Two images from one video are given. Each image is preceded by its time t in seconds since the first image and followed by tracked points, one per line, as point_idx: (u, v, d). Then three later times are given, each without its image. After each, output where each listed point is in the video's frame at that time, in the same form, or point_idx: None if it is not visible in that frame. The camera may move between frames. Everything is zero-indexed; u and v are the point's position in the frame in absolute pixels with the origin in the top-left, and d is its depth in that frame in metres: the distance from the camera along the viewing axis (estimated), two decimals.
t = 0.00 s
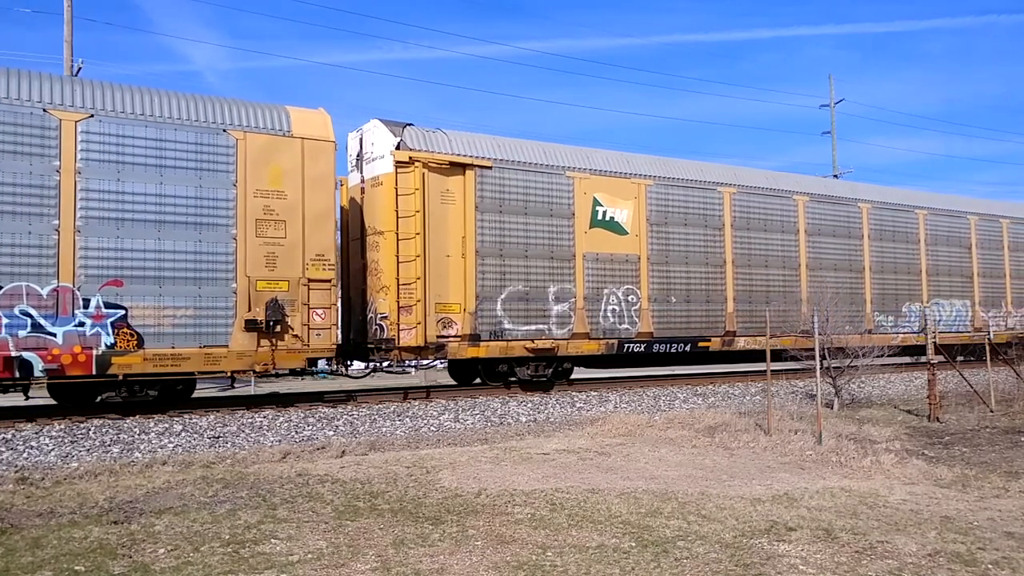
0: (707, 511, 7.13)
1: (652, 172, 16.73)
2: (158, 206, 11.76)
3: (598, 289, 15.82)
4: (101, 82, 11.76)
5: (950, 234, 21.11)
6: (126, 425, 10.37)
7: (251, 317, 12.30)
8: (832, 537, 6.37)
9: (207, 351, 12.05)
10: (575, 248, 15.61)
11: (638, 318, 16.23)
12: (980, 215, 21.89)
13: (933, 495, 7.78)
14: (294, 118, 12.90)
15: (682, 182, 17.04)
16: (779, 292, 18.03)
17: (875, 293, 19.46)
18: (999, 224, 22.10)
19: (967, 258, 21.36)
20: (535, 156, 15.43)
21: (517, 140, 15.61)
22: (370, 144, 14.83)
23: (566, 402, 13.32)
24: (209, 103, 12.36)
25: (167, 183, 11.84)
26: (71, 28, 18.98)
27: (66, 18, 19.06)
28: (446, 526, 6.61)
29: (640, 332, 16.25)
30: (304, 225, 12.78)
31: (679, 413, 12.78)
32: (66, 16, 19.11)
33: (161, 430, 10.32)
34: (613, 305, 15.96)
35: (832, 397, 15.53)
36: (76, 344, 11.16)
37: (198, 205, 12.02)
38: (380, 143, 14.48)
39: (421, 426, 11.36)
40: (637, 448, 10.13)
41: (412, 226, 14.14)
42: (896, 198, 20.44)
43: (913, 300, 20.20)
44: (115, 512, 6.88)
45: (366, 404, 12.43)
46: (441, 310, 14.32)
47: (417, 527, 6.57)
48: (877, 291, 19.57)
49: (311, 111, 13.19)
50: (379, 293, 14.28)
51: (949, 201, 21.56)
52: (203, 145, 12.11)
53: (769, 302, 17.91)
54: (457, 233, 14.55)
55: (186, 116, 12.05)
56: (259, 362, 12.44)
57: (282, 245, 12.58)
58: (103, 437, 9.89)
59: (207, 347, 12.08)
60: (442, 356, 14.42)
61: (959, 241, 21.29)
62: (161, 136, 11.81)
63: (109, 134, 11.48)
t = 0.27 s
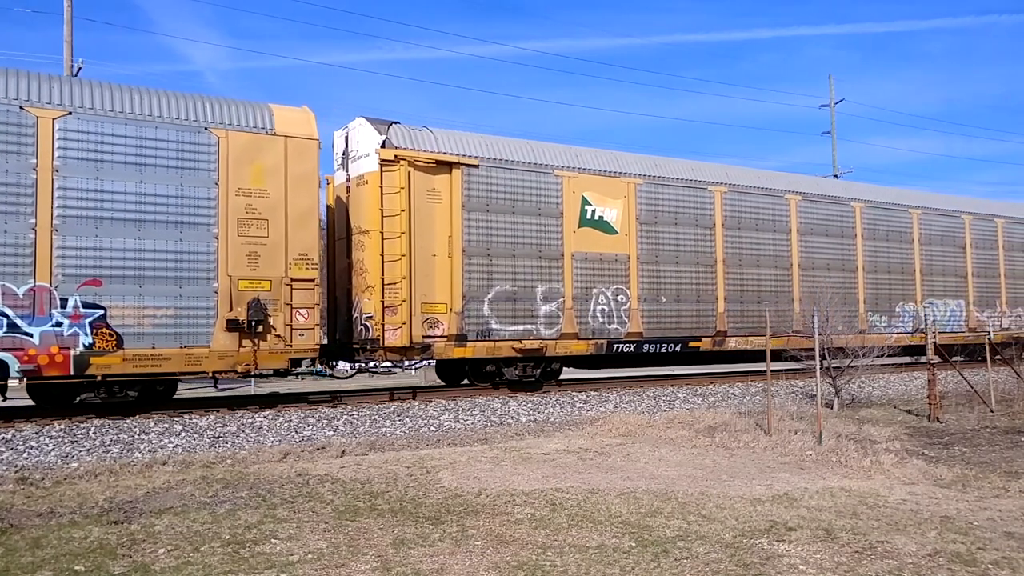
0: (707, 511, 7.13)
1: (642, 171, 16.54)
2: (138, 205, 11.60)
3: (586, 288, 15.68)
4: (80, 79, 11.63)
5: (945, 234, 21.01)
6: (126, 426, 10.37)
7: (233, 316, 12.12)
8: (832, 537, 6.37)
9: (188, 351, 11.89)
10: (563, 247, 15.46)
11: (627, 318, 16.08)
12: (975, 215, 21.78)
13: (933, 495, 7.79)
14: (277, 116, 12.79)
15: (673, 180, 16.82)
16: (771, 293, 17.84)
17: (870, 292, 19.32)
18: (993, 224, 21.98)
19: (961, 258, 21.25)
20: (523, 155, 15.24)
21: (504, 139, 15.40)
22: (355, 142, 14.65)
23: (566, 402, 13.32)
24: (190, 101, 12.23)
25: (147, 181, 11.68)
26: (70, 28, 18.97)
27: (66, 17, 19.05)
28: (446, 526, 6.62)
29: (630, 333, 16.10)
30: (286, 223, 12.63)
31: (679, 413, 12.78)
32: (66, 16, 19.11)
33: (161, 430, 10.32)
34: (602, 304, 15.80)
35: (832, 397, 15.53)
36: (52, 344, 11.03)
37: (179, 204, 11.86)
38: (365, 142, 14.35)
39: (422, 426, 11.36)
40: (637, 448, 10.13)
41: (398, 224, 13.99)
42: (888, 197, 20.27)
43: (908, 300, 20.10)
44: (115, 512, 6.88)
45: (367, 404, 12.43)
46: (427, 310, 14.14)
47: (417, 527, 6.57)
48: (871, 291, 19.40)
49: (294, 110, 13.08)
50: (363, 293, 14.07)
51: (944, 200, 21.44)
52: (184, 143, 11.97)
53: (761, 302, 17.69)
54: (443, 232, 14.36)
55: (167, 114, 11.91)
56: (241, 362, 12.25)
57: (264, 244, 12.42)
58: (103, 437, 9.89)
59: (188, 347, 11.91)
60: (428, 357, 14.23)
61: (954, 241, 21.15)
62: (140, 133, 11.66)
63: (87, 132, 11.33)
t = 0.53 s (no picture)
0: (707, 511, 7.13)
1: (631, 170, 16.43)
2: (118, 203, 11.35)
3: (575, 288, 15.55)
4: (58, 75, 11.33)
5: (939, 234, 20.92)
6: (126, 425, 10.37)
7: (215, 316, 11.85)
8: (832, 537, 6.37)
9: (169, 351, 11.64)
10: (552, 246, 15.35)
11: (617, 318, 15.96)
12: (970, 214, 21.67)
13: (933, 495, 7.79)
14: (261, 114, 12.51)
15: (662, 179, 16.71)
16: (762, 293, 17.74)
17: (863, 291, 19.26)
18: (987, 223, 21.88)
19: (956, 257, 21.13)
20: (511, 153, 15.14)
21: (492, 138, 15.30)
22: (342, 140, 14.55)
23: (566, 402, 13.32)
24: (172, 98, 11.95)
25: (128, 179, 11.43)
26: (70, 27, 18.97)
27: (66, 18, 19.05)
28: (446, 526, 6.62)
29: (620, 332, 15.99)
30: (270, 222, 12.35)
31: (679, 413, 12.78)
32: (66, 16, 19.09)
33: (161, 430, 10.32)
34: (591, 304, 15.68)
35: (832, 397, 15.53)
36: (30, 345, 10.76)
37: (160, 202, 11.61)
38: (351, 140, 14.22)
39: (421, 426, 11.36)
40: (637, 448, 10.13)
41: (383, 223, 13.86)
42: (880, 196, 20.20)
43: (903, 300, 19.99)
44: (115, 512, 6.88)
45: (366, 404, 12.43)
46: (413, 310, 14.01)
47: (417, 527, 6.57)
48: (864, 291, 19.32)
49: (280, 107, 12.80)
50: (348, 293, 13.86)
51: (938, 200, 21.35)
52: (166, 140, 11.71)
53: (752, 302, 17.56)
54: (430, 231, 14.26)
55: (148, 111, 11.64)
56: (224, 363, 11.99)
57: (247, 243, 12.15)
58: (103, 437, 9.89)
59: (170, 347, 11.66)
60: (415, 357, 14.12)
61: (948, 241, 21.04)
62: (120, 131, 11.39)
63: (66, 129, 11.06)
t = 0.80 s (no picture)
0: (708, 511, 7.13)
1: (623, 169, 16.13)
2: (98, 202, 11.14)
3: (564, 288, 15.22)
4: (37, 73, 11.14)
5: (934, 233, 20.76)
6: (126, 425, 10.34)
7: (197, 317, 11.63)
8: (832, 537, 6.38)
9: (150, 352, 11.42)
10: (541, 246, 15.01)
11: (607, 318, 15.64)
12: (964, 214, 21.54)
13: (933, 495, 7.80)
14: (245, 112, 12.30)
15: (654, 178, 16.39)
16: (754, 293, 17.41)
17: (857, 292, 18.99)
18: (982, 222, 21.74)
19: (950, 257, 20.96)
20: (500, 151, 14.84)
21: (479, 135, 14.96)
22: (328, 138, 14.35)
23: (566, 402, 13.32)
24: (153, 95, 11.75)
25: (108, 178, 11.22)
26: (70, 27, 18.94)
27: (66, 17, 19.01)
28: (446, 526, 6.61)
29: (609, 333, 15.66)
30: (253, 221, 12.12)
31: (679, 413, 12.79)
32: (66, 16, 19.05)
33: (160, 430, 10.30)
34: (581, 304, 15.36)
35: (831, 397, 15.56)
36: (7, 345, 10.52)
37: (141, 201, 11.40)
38: (337, 138, 14.02)
39: (422, 426, 11.35)
40: (638, 448, 10.13)
41: (369, 222, 13.51)
42: (875, 195, 19.95)
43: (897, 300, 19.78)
44: (115, 512, 6.87)
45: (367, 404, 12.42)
46: (400, 310, 13.67)
47: (418, 527, 6.56)
48: (857, 291, 19.04)
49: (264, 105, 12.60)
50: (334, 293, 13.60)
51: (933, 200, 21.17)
52: (147, 138, 11.50)
53: (744, 303, 17.27)
54: (417, 230, 13.91)
55: (129, 109, 11.45)
56: (206, 363, 11.76)
57: (230, 242, 11.93)
58: (102, 437, 9.87)
59: (151, 348, 11.44)
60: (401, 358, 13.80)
61: (942, 240, 20.87)
62: (100, 128, 11.19)
63: (44, 127, 10.87)
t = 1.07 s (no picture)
0: (707, 511, 7.13)
1: (613, 168, 16.02)
2: (78, 201, 11.05)
3: (554, 288, 15.15)
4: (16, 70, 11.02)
5: (929, 233, 20.69)
6: (126, 425, 10.35)
7: (179, 317, 11.53)
8: (832, 537, 6.37)
9: (132, 352, 11.33)
10: (529, 245, 14.93)
11: (597, 318, 15.57)
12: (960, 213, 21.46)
13: (933, 495, 7.80)
14: (228, 110, 12.22)
15: (644, 177, 16.30)
16: (746, 293, 17.38)
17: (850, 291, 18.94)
18: (977, 222, 21.66)
19: (945, 257, 20.88)
20: (488, 150, 14.72)
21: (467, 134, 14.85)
22: (314, 137, 14.19)
23: (566, 402, 13.32)
24: (135, 94, 11.66)
25: (88, 177, 11.13)
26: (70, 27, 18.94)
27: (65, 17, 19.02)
28: (446, 526, 6.61)
29: (597, 333, 15.59)
30: (236, 221, 12.05)
31: (679, 413, 12.79)
32: (66, 16, 19.08)
33: (161, 430, 10.31)
34: (570, 304, 15.29)
35: (832, 397, 15.55)
36: None
37: (122, 200, 11.32)
38: (323, 137, 13.82)
39: (422, 426, 11.35)
40: (637, 448, 10.13)
41: (354, 222, 13.38)
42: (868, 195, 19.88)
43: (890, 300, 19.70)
44: (115, 512, 6.87)
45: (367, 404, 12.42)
46: (386, 310, 13.60)
47: (418, 527, 6.57)
48: (851, 291, 19.00)
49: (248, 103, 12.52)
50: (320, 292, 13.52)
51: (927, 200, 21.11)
52: (128, 137, 11.42)
53: (736, 302, 17.23)
54: (403, 229, 13.82)
55: (110, 107, 11.35)
56: (189, 364, 11.68)
57: (213, 242, 11.85)
58: (103, 437, 9.88)
59: (133, 348, 11.35)
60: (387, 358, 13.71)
61: (937, 240, 20.80)
62: (81, 127, 11.10)
63: (24, 125, 10.76)
